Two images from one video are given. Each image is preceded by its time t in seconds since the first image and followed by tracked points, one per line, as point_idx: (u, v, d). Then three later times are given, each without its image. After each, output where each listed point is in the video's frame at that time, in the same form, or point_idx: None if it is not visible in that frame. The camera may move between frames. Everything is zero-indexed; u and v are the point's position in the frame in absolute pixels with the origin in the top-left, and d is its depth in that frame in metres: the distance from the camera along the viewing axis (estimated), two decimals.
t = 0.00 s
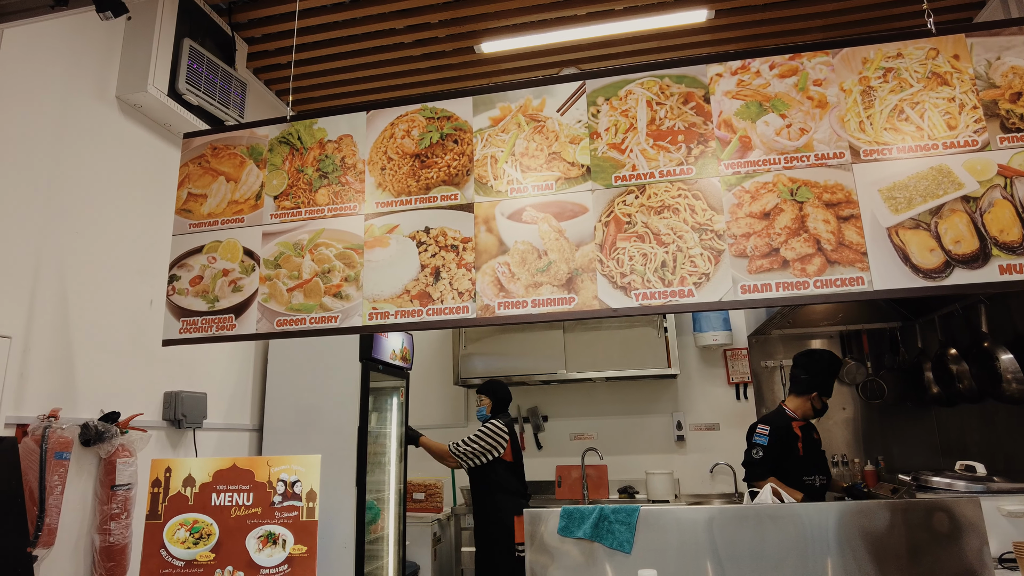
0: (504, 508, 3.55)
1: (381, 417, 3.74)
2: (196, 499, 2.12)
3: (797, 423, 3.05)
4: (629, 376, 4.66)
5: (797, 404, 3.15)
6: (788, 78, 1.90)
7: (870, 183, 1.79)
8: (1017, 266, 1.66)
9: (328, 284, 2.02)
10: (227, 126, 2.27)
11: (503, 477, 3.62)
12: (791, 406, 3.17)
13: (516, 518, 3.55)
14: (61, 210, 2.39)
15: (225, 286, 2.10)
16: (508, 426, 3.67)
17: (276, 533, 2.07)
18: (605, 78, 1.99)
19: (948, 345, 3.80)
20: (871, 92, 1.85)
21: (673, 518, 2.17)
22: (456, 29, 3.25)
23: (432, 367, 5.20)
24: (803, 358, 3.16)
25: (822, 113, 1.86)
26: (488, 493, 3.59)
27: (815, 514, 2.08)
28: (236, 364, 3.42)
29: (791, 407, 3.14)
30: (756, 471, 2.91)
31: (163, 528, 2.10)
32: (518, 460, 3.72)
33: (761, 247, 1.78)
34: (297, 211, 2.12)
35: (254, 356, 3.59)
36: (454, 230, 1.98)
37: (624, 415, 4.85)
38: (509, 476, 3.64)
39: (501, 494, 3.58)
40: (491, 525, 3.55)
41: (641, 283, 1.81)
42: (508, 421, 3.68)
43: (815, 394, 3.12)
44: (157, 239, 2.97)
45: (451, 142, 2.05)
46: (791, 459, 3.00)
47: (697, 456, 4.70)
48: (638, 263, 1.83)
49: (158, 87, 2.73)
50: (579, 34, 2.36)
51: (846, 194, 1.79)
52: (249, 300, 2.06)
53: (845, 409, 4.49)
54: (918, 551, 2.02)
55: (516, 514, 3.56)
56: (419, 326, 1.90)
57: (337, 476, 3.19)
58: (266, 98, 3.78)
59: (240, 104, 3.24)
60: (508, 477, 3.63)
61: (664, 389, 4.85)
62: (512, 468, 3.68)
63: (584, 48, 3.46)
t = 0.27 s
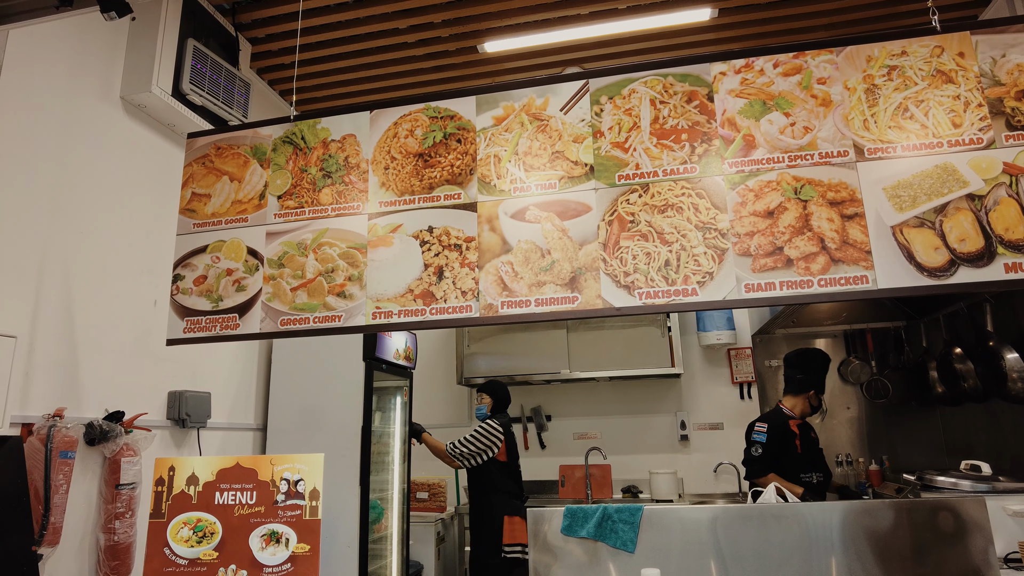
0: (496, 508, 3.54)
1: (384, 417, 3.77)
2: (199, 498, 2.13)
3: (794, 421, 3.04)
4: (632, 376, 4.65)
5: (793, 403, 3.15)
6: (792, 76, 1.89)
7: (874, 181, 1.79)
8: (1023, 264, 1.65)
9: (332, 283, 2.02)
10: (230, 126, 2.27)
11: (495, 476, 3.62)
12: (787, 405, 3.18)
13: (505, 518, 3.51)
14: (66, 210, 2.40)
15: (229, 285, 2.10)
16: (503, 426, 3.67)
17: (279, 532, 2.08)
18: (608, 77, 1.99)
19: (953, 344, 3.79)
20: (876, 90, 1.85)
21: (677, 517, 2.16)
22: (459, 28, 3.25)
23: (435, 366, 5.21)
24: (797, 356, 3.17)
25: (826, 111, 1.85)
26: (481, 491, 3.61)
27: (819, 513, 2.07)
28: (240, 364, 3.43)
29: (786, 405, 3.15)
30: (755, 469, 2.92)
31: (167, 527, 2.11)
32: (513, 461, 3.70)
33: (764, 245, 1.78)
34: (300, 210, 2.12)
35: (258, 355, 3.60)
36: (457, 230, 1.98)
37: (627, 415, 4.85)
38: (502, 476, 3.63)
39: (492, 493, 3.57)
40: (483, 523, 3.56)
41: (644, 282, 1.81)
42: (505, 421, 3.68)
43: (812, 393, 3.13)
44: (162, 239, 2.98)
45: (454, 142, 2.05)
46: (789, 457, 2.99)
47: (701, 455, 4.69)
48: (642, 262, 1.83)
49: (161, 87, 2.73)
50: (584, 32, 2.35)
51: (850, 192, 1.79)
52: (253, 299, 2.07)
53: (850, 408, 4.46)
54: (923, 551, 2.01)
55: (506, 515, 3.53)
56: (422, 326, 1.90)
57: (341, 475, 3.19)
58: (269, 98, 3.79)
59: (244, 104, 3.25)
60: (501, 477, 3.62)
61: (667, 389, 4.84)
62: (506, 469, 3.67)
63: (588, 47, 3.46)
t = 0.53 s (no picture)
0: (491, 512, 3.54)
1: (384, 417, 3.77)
2: (195, 500, 2.13)
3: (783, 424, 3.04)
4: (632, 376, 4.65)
5: (782, 406, 3.13)
6: (790, 76, 1.89)
7: (873, 181, 1.78)
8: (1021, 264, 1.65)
9: (330, 284, 2.02)
10: (229, 127, 2.27)
11: (490, 481, 3.62)
12: (776, 408, 3.15)
13: (501, 523, 3.53)
14: (65, 211, 2.40)
15: (228, 286, 2.10)
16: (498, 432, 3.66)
17: (274, 533, 2.08)
18: (606, 77, 1.98)
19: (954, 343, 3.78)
20: (874, 90, 1.84)
21: (676, 518, 2.16)
22: (458, 28, 3.24)
23: (436, 366, 5.21)
24: (785, 358, 3.16)
25: (825, 110, 1.85)
26: (476, 496, 3.60)
27: (819, 513, 2.07)
28: (240, 364, 3.43)
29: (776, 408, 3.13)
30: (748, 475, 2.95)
31: (163, 528, 2.11)
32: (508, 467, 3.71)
33: (762, 246, 1.78)
34: (298, 211, 2.12)
35: (258, 356, 3.60)
36: (455, 230, 1.98)
37: (628, 415, 4.84)
38: (498, 482, 3.63)
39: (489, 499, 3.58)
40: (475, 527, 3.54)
41: (642, 282, 1.80)
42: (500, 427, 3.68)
43: (800, 393, 3.12)
44: (161, 240, 2.98)
45: (452, 142, 2.05)
46: (781, 460, 2.97)
47: (701, 455, 4.69)
48: (639, 263, 1.82)
49: (160, 88, 2.73)
50: (583, 32, 2.35)
51: (848, 192, 1.78)
52: (251, 300, 2.07)
53: (850, 408, 4.46)
54: (924, 550, 2.01)
55: (501, 520, 3.54)
56: (420, 326, 1.90)
57: (340, 475, 3.19)
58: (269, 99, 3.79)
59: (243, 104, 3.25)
60: (496, 482, 3.63)
61: (667, 389, 4.84)
62: (502, 472, 3.67)
63: (587, 47, 3.46)
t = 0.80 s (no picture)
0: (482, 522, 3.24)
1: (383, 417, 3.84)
2: (193, 501, 2.14)
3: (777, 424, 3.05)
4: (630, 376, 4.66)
5: (775, 406, 3.14)
6: (785, 79, 1.90)
7: (867, 184, 1.80)
8: (1014, 266, 1.66)
9: (327, 286, 2.03)
10: (227, 130, 2.28)
11: (481, 490, 3.28)
12: (769, 407, 3.16)
13: (494, 534, 3.24)
14: (64, 213, 2.42)
15: (226, 288, 2.11)
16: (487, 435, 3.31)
17: (271, 534, 2.09)
18: (601, 80, 2.00)
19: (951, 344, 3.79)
20: (868, 93, 1.85)
21: (672, 518, 2.17)
22: (456, 30, 3.25)
23: (435, 366, 5.22)
24: (775, 358, 3.18)
25: (819, 113, 1.86)
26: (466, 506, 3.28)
27: (814, 513, 2.08)
28: (239, 365, 3.44)
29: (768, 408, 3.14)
30: (745, 475, 2.95)
31: (161, 529, 2.12)
32: (499, 472, 3.37)
33: (757, 248, 1.79)
34: (296, 213, 2.13)
35: (257, 357, 3.61)
36: (452, 232, 1.99)
37: (626, 415, 4.86)
38: (489, 490, 3.30)
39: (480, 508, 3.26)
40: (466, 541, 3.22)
41: (637, 284, 1.82)
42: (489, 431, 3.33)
43: (792, 393, 3.14)
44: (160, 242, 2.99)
45: (449, 145, 2.06)
46: (776, 460, 2.98)
47: (699, 455, 4.70)
48: (634, 265, 1.84)
49: (159, 90, 2.75)
50: (580, 34, 2.36)
51: (842, 195, 1.79)
52: (249, 302, 2.08)
53: (848, 408, 4.47)
54: (918, 550, 2.02)
55: (494, 530, 3.25)
56: (417, 328, 1.92)
57: (339, 476, 3.20)
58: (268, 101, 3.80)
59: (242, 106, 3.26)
60: (487, 491, 3.29)
61: (666, 389, 4.85)
62: (493, 480, 3.33)
63: (585, 48, 3.46)
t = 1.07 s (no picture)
0: (468, 524, 2.94)
1: (383, 417, 3.90)
2: (193, 502, 2.14)
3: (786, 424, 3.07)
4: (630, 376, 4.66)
5: (781, 407, 3.18)
6: (784, 80, 1.90)
7: (865, 185, 1.80)
8: (1012, 267, 1.66)
9: (327, 286, 2.04)
10: (227, 130, 2.28)
11: (464, 490, 2.98)
12: (776, 409, 3.20)
13: (479, 536, 2.92)
14: (65, 213, 2.42)
15: (226, 288, 2.12)
16: (471, 429, 3.03)
17: (271, 535, 2.10)
18: (601, 80, 2.00)
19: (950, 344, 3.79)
20: (867, 94, 1.86)
21: (671, 518, 2.18)
22: (456, 30, 3.26)
23: (434, 366, 5.22)
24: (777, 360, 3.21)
25: (818, 115, 1.86)
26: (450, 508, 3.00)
27: (813, 513, 2.09)
28: (238, 365, 3.44)
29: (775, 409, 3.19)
30: (758, 475, 2.95)
31: (160, 530, 2.12)
32: (487, 469, 3.06)
33: (755, 249, 1.79)
34: (295, 214, 2.14)
35: (256, 357, 3.62)
36: (451, 233, 1.99)
37: (626, 415, 4.86)
38: (474, 488, 3.00)
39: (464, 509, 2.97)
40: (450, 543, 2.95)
41: (636, 285, 1.82)
42: (473, 424, 3.04)
43: (797, 393, 3.19)
44: (160, 242, 2.99)
45: (448, 146, 2.07)
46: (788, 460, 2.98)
47: (699, 455, 4.70)
48: (633, 265, 1.84)
49: (159, 91, 2.75)
50: (579, 35, 2.37)
51: (841, 196, 1.80)
52: (249, 303, 2.08)
53: (847, 408, 4.47)
54: (916, 551, 2.02)
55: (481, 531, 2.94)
56: (417, 329, 1.92)
57: (338, 476, 3.20)
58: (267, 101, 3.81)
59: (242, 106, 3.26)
60: (471, 491, 2.98)
61: (666, 389, 4.85)
62: (479, 480, 3.02)
63: (585, 48, 3.46)
